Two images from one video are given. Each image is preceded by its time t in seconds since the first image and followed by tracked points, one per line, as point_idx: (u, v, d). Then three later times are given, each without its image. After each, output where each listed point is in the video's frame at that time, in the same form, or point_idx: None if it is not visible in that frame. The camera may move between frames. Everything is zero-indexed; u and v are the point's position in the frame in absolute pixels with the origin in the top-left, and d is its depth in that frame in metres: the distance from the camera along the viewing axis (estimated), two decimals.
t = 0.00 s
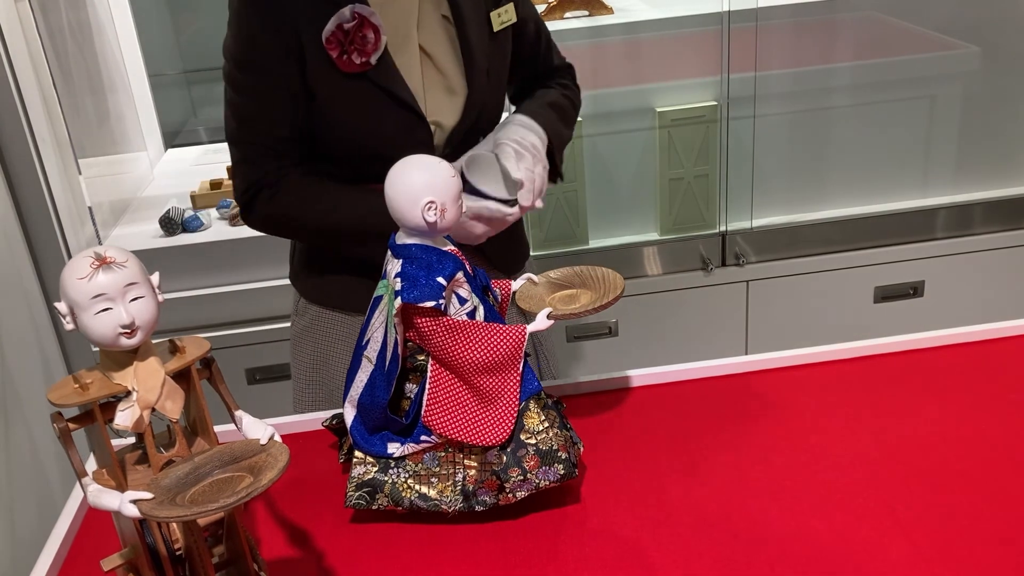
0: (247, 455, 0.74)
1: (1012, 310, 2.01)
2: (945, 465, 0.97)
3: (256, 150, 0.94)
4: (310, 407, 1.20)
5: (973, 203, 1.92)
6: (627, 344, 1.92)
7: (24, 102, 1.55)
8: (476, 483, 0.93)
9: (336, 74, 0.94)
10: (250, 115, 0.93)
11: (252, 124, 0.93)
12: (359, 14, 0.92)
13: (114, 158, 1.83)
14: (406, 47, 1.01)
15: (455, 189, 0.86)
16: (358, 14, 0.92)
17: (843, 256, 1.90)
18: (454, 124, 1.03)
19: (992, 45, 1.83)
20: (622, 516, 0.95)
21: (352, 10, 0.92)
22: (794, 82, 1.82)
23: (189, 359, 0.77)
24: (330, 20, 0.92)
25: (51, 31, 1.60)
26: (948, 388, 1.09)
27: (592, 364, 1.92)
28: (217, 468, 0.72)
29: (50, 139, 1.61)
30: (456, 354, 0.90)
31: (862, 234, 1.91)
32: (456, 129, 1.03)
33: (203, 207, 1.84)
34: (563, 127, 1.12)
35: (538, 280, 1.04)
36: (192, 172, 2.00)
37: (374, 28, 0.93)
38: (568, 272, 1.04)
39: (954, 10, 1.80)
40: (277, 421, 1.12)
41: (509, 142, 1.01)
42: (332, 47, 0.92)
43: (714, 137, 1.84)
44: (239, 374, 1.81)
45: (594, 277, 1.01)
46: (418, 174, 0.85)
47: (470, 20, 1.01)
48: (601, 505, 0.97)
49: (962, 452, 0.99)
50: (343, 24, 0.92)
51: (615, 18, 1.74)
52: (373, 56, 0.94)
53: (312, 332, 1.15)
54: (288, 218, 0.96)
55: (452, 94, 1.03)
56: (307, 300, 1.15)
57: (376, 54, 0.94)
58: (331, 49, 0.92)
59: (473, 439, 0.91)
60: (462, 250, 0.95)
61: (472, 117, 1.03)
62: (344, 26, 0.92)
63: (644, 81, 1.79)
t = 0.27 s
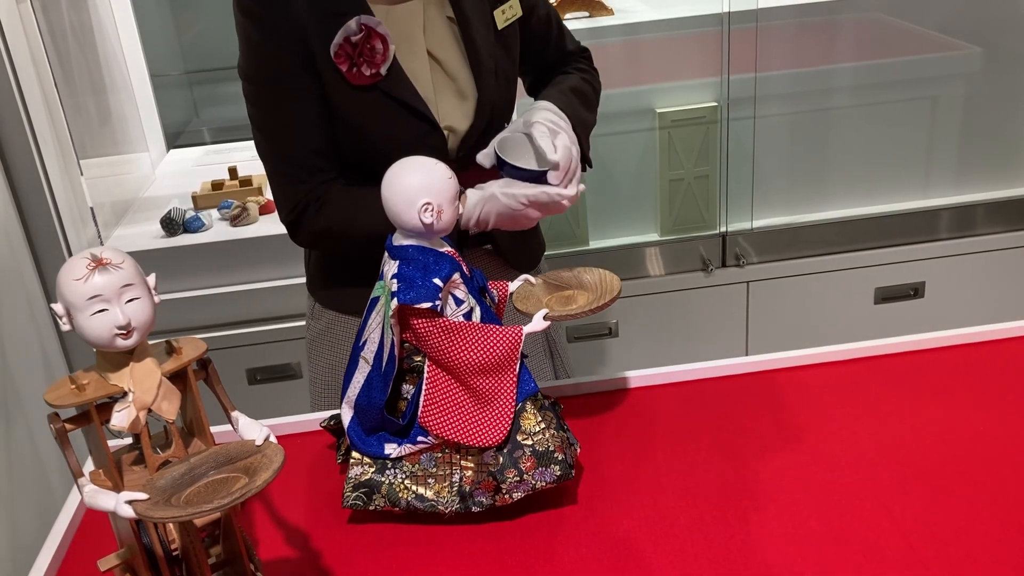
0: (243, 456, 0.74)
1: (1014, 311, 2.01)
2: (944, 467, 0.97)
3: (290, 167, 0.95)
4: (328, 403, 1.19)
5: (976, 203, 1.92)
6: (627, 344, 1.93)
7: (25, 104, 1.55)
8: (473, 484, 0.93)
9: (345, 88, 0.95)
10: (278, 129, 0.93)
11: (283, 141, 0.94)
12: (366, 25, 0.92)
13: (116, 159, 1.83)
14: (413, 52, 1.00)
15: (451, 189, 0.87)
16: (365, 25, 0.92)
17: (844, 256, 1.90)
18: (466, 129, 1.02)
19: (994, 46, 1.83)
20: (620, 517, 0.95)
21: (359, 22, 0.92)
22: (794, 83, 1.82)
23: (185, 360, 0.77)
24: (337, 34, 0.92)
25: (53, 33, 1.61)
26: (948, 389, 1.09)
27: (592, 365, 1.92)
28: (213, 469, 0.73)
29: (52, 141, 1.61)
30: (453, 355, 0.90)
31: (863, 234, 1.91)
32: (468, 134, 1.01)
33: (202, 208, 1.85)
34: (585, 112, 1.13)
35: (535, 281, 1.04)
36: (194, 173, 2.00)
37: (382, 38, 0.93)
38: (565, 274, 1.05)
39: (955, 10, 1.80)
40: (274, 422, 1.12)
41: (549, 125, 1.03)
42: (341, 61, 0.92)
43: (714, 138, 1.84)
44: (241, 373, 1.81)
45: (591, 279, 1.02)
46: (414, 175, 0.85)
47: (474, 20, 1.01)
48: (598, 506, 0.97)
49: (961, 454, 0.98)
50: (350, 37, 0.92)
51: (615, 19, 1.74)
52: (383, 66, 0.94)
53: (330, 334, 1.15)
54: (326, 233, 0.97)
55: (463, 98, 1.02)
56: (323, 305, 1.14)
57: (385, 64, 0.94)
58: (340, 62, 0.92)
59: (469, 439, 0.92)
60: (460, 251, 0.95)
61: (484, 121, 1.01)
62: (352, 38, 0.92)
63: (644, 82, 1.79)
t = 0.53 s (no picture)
0: (245, 456, 0.74)
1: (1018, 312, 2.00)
2: (946, 468, 0.97)
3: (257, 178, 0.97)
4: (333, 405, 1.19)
5: (980, 204, 1.91)
6: (630, 345, 1.93)
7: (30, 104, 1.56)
8: (474, 484, 0.94)
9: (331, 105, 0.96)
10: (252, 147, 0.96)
11: (256, 158, 0.96)
12: (348, 42, 0.94)
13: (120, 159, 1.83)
14: (404, 61, 1.00)
15: (454, 191, 0.87)
16: (347, 42, 0.94)
17: (847, 257, 1.90)
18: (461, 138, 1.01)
19: (998, 46, 1.83)
20: (621, 518, 0.95)
21: (341, 39, 0.94)
22: (798, 83, 1.82)
23: (188, 361, 0.78)
24: (319, 51, 0.94)
25: (57, 34, 1.61)
26: (950, 391, 1.09)
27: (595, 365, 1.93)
28: (215, 469, 0.73)
29: (56, 141, 1.62)
30: (454, 356, 0.90)
31: (866, 235, 1.90)
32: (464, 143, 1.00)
33: (207, 207, 1.84)
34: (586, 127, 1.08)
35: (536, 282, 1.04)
36: (198, 173, 2.00)
37: (365, 54, 0.94)
38: (566, 274, 1.05)
39: (959, 11, 1.79)
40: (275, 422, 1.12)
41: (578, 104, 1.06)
42: (324, 79, 0.94)
43: (718, 138, 1.84)
44: (244, 374, 1.82)
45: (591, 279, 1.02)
46: (415, 177, 0.85)
47: (469, 27, 1.01)
48: (599, 506, 0.97)
49: (963, 455, 0.98)
50: (332, 55, 0.94)
51: (618, 19, 1.74)
52: (366, 82, 0.95)
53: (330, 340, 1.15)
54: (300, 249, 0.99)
55: (457, 107, 1.01)
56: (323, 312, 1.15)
57: (368, 81, 0.95)
58: (323, 80, 0.94)
59: (471, 440, 0.92)
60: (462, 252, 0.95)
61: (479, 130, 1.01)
62: (334, 56, 0.94)
63: (648, 83, 1.79)
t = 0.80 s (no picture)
0: (246, 456, 0.74)
1: None
2: (947, 470, 0.97)
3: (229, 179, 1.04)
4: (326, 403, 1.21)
5: (985, 204, 1.91)
6: (633, 345, 1.93)
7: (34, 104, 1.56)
8: (475, 484, 0.94)
9: (311, 120, 0.98)
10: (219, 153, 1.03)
11: (222, 158, 1.03)
12: (317, 57, 0.94)
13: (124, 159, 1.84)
14: (389, 73, 1.00)
15: (455, 191, 0.87)
16: (316, 57, 0.94)
17: (850, 257, 1.89)
18: (450, 152, 1.00)
19: (1003, 46, 1.82)
20: (621, 519, 0.95)
21: (310, 54, 0.95)
22: (802, 84, 1.82)
23: (190, 361, 0.78)
24: (290, 66, 0.95)
25: (62, 35, 1.62)
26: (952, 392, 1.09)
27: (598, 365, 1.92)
28: (216, 469, 0.73)
29: (61, 141, 1.62)
30: (454, 356, 0.90)
31: (871, 236, 1.90)
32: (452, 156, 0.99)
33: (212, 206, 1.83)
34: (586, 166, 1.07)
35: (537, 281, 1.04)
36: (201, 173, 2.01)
37: (334, 69, 0.95)
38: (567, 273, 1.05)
39: (964, 11, 1.79)
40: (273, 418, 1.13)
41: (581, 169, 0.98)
42: (295, 94, 0.95)
43: (721, 138, 1.84)
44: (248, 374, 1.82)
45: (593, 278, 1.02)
46: (416, 178, 0.85)
47: (458, 39, 1.00)
48: (600, 507, 0.97)
49: (964, 456, 0.98)
50: (302, 70, 0.95)
51: (621, 19, 1.74)
52: (338, 97, 0.96)
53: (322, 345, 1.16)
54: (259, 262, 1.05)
55: (444, 121, 1.00)
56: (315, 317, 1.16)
57: (340, 95, 0.96)
58: (294, 94, 0.96)
59: (472, 441, 0.92)
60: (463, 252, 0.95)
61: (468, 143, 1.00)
62: (304, 71, 0.95)
63: (651, 83, 1.79)
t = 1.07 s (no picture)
0: (246, 456, 0.74)
1: None
2: (948, 470, 0.96)
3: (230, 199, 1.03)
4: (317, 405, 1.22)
5: (989, 204, 1.90)
6: (635, 345, 1.92)
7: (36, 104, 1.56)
8: (475, 484, 0.93)
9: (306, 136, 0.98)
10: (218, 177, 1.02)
11: (221, 175, 1.02)
12: (313, 75, 0.95)
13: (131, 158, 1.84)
14: (381, 85, 1.00)
15: (455, 191, 0.87)
16: (312, 75, 0.95)
17: (853, 258, 1.89)
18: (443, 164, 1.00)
19: (1007, 45, 1.82)
20: (622, 520, 0.95)
21: (306, 71, 0.95)
22: (804, 83, 1.81)
23: (190, 361, 0.78)
24: (286, 83, 0.96)
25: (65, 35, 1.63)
26: (954, 393, 1.08)
27: (601, 365, 1.92)
28: (215, 469, 0.73)
29: (63, 141, 1.62)
30: (455, 356, 0.90)
31: (874, 236, 1.90)
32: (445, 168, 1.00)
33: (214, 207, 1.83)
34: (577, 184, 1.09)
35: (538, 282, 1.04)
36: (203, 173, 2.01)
37: (330, 87, 0.95)
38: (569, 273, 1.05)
39: (967, 10, 1.79)
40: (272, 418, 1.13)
41: (572, 207, 0.98)
42: (290, 111, 0.96)
43: (723, 137, 1.83)
44: (249, 374, 1.82)
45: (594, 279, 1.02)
46: (415, 178, 0.86)
47: (451, 49, 1.01)
48: (599, 508, 0.97)
49: (965, 457, 0.98)
50: (298, 88, 0.95)
51: (623, 19, 1.74)
52: (333, 114, 0.96)
53: (315, 352, 1.17)
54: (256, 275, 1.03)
55: (437, 133, 1.01)
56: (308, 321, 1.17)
57: (336, 113, 0.96)
58: (289, 111, 0.96)
59: (472, 442, 0.92)
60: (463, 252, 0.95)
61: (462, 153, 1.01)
62: (299, 88, 0.95)
63: (653, 83, 1.78)
